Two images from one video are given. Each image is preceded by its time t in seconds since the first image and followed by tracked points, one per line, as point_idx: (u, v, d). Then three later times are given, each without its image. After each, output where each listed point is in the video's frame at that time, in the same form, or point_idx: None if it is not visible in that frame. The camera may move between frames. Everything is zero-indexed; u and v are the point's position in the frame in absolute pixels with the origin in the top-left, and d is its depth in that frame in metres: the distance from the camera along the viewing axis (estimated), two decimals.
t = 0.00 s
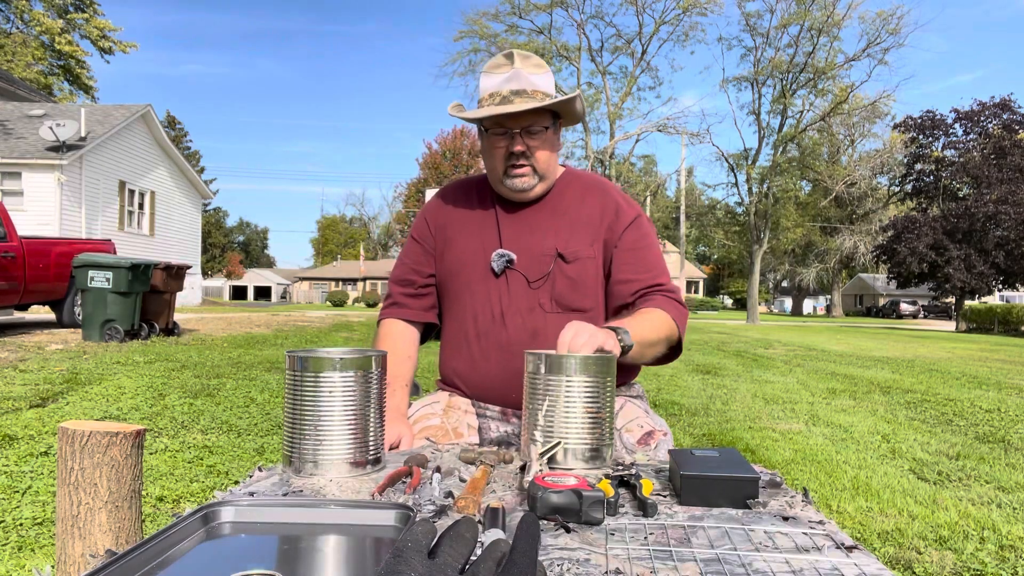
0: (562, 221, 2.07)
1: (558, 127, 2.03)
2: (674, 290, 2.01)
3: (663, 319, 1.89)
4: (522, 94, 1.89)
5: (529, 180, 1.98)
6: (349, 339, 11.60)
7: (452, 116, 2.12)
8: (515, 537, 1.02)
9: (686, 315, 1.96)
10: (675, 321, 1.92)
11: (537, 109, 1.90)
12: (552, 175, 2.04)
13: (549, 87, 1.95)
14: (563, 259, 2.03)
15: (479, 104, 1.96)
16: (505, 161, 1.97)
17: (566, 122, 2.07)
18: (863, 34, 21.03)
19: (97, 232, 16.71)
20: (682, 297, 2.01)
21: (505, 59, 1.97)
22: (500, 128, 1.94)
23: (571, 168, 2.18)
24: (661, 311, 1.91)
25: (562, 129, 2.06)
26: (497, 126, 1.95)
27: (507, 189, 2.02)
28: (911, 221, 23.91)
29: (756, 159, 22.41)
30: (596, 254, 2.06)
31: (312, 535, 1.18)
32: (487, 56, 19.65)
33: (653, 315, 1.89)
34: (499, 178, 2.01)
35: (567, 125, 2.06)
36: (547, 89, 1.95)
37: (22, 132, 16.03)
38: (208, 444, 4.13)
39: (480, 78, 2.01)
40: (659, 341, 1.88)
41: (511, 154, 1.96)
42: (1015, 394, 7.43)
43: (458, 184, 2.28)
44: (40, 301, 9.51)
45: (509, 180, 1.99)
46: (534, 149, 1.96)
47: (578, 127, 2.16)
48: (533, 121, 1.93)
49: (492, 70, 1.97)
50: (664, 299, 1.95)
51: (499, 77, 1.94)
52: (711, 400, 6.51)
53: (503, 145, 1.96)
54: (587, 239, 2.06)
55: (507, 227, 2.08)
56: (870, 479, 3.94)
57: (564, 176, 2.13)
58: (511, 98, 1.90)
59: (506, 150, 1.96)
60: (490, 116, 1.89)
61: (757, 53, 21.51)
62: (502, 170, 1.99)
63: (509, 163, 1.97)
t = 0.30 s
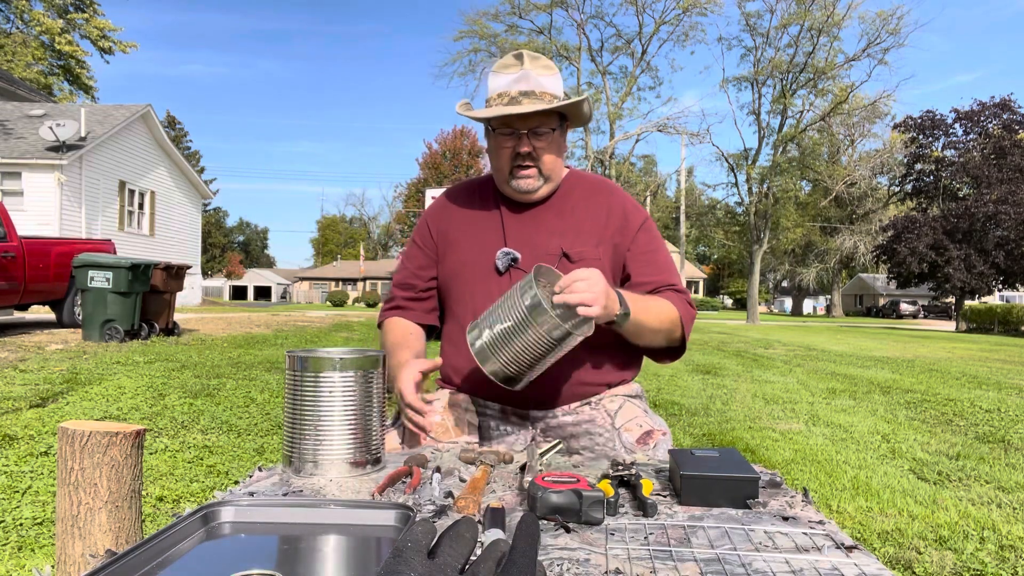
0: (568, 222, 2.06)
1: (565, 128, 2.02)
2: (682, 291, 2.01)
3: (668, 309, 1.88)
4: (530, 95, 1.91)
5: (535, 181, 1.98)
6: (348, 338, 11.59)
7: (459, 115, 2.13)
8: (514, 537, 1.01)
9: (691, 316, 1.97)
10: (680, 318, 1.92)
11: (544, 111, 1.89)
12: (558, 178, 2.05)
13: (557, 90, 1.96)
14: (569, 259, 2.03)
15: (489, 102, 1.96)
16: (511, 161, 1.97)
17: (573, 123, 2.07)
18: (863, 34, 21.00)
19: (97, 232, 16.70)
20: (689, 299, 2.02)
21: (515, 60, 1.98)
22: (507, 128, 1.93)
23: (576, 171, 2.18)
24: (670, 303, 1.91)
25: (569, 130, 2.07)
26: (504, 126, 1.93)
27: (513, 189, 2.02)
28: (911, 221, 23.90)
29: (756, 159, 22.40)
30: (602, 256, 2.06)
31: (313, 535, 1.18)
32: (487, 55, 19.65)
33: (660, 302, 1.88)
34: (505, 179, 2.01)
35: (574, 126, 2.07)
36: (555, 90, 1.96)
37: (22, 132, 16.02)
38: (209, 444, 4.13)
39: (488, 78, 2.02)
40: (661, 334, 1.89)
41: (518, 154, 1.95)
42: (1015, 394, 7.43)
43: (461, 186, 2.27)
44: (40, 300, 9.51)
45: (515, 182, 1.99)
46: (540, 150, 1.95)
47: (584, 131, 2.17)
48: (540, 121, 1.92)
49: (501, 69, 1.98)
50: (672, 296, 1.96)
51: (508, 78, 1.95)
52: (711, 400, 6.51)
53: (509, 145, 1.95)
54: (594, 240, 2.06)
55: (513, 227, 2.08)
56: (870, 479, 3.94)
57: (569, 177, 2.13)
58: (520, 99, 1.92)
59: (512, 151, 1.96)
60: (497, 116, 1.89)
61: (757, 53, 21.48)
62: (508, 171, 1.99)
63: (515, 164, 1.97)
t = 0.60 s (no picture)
0: (569, 222, 2.06)
1: (565, 129, 2.01)
2: (678, 294, 2.02)
3: (657, 313, 1.91)
4: (527, 97, 1.91)
5: (535, 182, 1.98)
6: (348, 339, 11.59)
7: (458, 118, 2.12)
8: (514, 537, 1.01)
9: (685, 317, 1.99)
10: (671, 319, 1.94)
11: (543, 113, 1.90)
12: (558, 179, 2.04)
13: (556, 91, 1.97)
14: (570, 258, 2.03)
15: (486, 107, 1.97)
16: (510, 163, 1.97)
17: (572, 123, 2.07)
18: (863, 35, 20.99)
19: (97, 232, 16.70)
20: (685, 300, 2.03)
21: (513, 62, 1.98)
22: (505, 132, 1.93)
23: (577, 170, 2.17)
24: (660, 307, 1.93)
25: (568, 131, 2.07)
26: (502, 129, 1.94)
27: (513, 190, 2.02)
28: (911, 222, 23.89)
29: (756, 159, 22.40)
30: (603, 255, 2.06)
31: (313, 534, 1.18)
32: (487, 55, 19.66)
33: (650, 306, 1.91)
34: (505, 180, 2.01)
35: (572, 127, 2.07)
36: (553, 92, 1.97)
37: (21, 132, 16.00)
38: (209, 444, 4.13)
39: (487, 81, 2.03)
40: (649, 336, 1.91)
41: (517, 156, 1.95)
42: (1015, 394, 7.43)
43: (462, 186, 2.27)
44: (40, 300, 9.51)
45: (515, 183, 1.99)
46: (538, 152, 1.95)
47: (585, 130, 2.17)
48: (538, 124, 1.92)
49: (500, 72, 1.98)
50: (666, 300, 1.98)
51: (505, 81, 1.95)
52: (711, 400, 6.51)
53: (508, 148, 1.95)
54: (595, 239, 2.06)
55: (514, 226, 2.08)
56: (870, 479, 3.94)
57: (569, 177, 2.12)
58: (517, 102, 1.92)
59: (511, 153, 1.96)
60: (496, 119, 1.89)
61: (757, 53, 21.48)
62: (508, 172, 1.99)
63: (514, 166, 1.97)
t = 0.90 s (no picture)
0: (569, 221, 2.07)
1: (567, 130, 2.02)
2: (675, 294, 2.02)
3: (653, 312, 1.91)
4: (531, 97, 1.91)
5: (536, 183, 1.98)
6: (348, 338, 11.59)
7: (461, 117, 2.13)
8: (515, 537, 1.01)
9: (682, 317, 1.99)
10: (668, 319, 1.94)
11: (545, 113, 1.90)
12: (559, 179, 2.04)
13: (559, 91, 1.97)
14: (570, 258, 2.03)
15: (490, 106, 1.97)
16: (512, 163, 1.97)
17: (574, 123, 2.07)
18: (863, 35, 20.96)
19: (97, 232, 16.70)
20: (681, 301, 2.03)
21: (517, 62, 1.98)
22: (508, 131, 1.94)
23: (578, 171, 2.17)
24: (658, 306, 1.93)
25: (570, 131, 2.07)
26: (505, 128, 1.94)
27: (515, 190, 2.02)
28: (911, 221, 23.87)
29: (756, 159, 22.39)
30: (603, 255, 2.06)
31: (313, 535, 1.18)
32: (487, 55, 19.66)
33: (648, 305, 1.91)
34: (507, 180, 2.01)
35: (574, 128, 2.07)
36: (556, 93, 1.97)
37: (22, 132, 16.00)
38: (209, 444, 4.13)
39: (491, 81, 2.03)
40: (645, 335, 1.92)
41: (519, 156, 1.95)
42: (1015, 394, 7.43)
43: (464, 187, 2.27)
44: (40, 300, 9.50)
45: (516, 182, 1.99)
46: (541, 152, 1.95)
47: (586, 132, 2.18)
48: (540, 124, 1.92)
49: (503, 71, 1.99)
50: (662, 299, 1.98)
51: (509, 81, 1.96)
52: (711, 400, 6.51)
53: (511, 147, 1.95)
54: (595, 239, 2.06)
55: (515, 226, 2.08)
56: (870, 479, 3.94)
57: (570, 177, 2.13)
58: (520, 102, 1.92)
59: (513, 153, 1.96)
60: (499, 118, 1.89)
61: (757, 53, 21.45)
62: (509, 172, 1.99)
63: (516, 166, 1.97)
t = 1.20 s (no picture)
0: (568, 222, 2.07)
1: (562, 130, 2.02)
2: (675, 295, 2.02)
3: (654, 313, 1.91)
4: (525, 98, 1.91)
5: (533, 183, 1.97)
6: (348, 338, 11.58)
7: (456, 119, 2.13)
8: (515, 537, 1.01)
9: (681, 317, 1.99)
10: (668, 319, 1.94)
11: (540, 113, 1.90)
12: (557, 179, 2.04)
13: (554, 92, 1.97)
14: (569, 258, 2.03)
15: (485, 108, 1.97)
16: (508, 163, 1.97)
17: (571, 124, 2.07)
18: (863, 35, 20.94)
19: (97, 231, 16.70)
20: (681, 300, 2.02)
21: (512, 63, 1.99)
22: (503, 132, 1.94)
23: (576, 171, 2.17)
24: (657, 306, 1.93)
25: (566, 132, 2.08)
26: (500, 129, 1.94)
27: (512, 191, 2.02)
28: (911, 221, 23.86)
29: (756, 159, 22.38)
30: (601, 254, 2.06)
31: (313, 535, 1.18)
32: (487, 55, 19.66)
33: (647, 305, 1.91)
34: (504, 181, 2.01)
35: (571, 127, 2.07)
36: (552, 93, 1.97)
37: (22, 132, 15.98)
38: (209, 444, 4.13)
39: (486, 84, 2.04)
40: (645, 335, 1.91)
41: (515, 156, 1.95)
42: (1015, 394, 7.42)
43: (462, 189, 2.27)
44: (40, 300, 9.50)
45: (513, 183, 1.99)
46: (536, 152, 1.95)
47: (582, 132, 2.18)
48: (535, 124, 1.93)
49: (498, 74, 1.99)
50: (661, 300, 1.98)
51: (504, 82, 1.96)
52: (711, 400, 6.50)
53: (506, 148, 1.95)
54: (594, 239, 2.06)
55: (514, 227, 2.08)
56: (870, 479, 3.94)
57: (568, 178, 2.13)
58: (515, 102, 1.92)
59: (510, 154, 1.96)
60: (495, 119, 1.89)
61: (757, 53, 21.45)
62: (506, 172, 1.99)
63: (512, 166, 1.97)
